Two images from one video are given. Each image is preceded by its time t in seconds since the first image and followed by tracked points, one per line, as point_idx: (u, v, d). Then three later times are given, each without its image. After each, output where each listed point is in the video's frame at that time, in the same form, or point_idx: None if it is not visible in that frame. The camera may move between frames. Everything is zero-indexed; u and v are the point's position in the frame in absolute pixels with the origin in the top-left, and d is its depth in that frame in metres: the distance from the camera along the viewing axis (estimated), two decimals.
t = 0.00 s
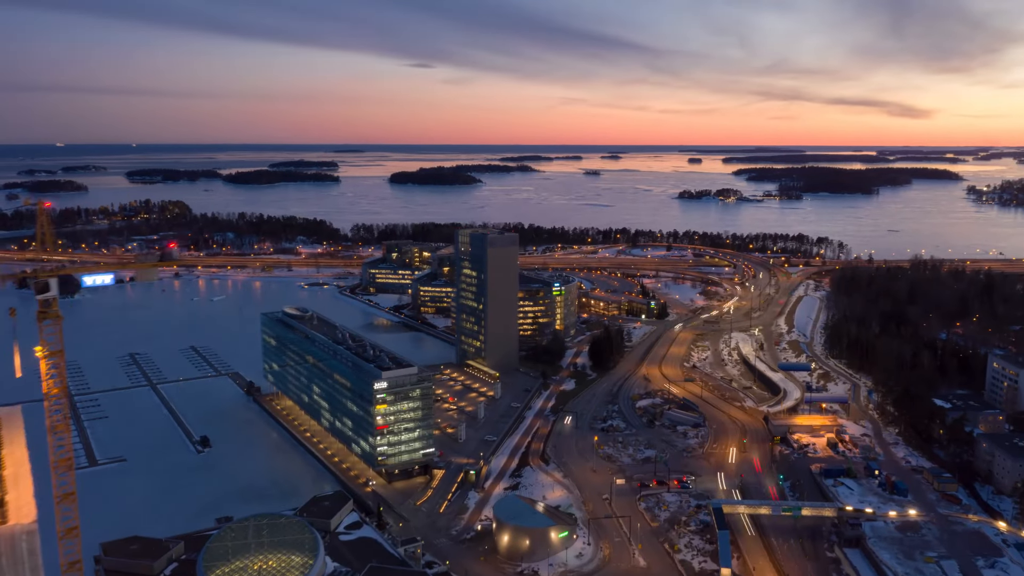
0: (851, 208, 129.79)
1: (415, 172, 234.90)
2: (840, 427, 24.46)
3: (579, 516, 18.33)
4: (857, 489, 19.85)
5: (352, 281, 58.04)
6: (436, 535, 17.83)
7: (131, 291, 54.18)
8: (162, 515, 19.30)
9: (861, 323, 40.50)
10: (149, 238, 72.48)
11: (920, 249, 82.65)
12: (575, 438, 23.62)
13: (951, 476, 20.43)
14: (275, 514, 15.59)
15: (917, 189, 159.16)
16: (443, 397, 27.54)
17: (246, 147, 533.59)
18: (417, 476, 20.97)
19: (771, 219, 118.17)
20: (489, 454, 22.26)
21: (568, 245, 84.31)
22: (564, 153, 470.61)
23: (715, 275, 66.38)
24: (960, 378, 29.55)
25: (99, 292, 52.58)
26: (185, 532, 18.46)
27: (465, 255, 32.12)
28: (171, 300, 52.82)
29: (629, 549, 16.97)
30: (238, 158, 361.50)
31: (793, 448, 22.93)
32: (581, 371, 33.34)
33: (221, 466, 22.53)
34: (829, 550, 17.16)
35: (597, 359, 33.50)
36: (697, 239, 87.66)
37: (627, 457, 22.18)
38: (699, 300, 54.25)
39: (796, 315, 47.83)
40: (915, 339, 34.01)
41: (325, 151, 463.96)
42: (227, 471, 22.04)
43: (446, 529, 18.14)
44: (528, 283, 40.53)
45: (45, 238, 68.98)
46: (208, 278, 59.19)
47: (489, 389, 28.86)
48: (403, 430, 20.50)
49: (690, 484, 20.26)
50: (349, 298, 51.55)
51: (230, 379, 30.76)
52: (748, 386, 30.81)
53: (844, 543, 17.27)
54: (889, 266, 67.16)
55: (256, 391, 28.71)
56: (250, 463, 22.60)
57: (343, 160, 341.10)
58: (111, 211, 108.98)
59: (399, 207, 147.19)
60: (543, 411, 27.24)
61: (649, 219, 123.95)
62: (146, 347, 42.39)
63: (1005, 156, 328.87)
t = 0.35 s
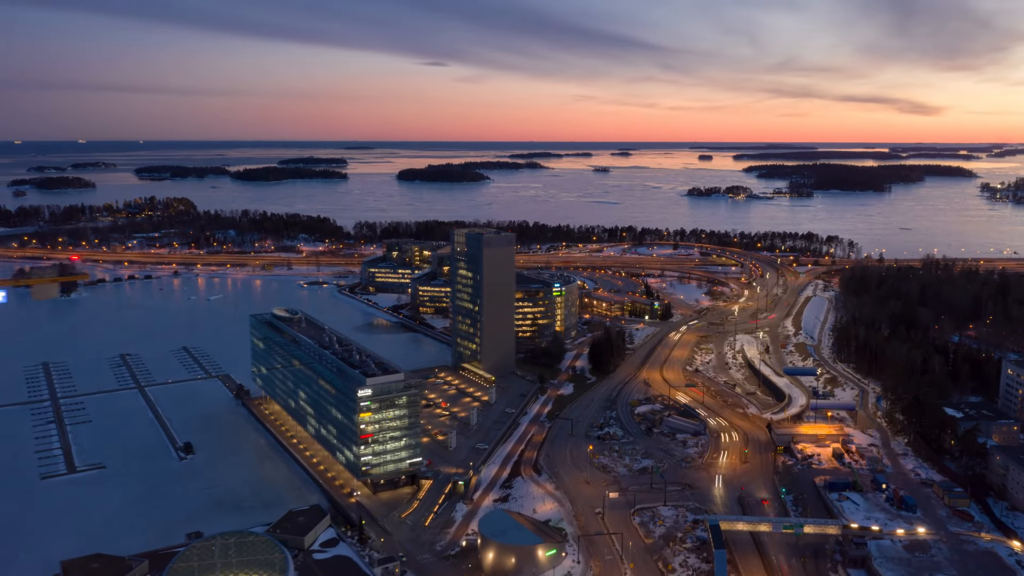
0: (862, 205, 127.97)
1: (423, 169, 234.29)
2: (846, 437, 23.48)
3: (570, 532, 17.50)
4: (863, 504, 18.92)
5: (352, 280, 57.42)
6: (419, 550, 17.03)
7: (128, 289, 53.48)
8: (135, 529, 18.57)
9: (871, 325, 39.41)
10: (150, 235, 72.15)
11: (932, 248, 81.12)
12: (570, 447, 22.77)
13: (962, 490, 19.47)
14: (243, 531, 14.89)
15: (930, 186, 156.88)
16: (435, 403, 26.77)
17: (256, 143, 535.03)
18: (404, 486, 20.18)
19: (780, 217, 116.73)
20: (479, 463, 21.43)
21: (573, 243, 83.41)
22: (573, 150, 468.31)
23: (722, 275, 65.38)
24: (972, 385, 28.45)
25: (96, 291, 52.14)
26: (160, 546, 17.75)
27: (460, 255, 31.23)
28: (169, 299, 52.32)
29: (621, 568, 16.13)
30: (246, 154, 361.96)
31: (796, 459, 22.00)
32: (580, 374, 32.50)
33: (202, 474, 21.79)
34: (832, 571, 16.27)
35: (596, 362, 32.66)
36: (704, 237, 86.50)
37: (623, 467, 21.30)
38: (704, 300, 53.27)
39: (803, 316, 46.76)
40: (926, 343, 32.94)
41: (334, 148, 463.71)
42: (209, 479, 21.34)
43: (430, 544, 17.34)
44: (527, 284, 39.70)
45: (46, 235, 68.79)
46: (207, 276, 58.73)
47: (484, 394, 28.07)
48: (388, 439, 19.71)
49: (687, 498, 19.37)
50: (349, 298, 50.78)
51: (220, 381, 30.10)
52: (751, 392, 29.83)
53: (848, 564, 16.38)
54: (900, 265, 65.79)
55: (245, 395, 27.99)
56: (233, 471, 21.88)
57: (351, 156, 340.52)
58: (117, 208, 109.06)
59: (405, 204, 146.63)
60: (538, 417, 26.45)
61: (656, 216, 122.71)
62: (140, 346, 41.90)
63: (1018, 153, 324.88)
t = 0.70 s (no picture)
0: (873, 203, 126.31)
1: (430, 167, 233.79)
2: (852, 446, 22.62)
3: (560, 547, 16.80)
4: (867, 519, 18.14)
5: (353, 279, 56.84)
6: (402, 565, 16.36)
7: (127, 287, 53.14)
8: (110, 542, 17.99)
9: (880, 328, 38.46)
10: (152, 233, 71.88)
11: (944, 247, 79.75)
12: (564, 455, 22.04)
13: (973, 504, 18.63)
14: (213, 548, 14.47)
15: (942, 184, 154.85)
16: (428, 407, 26.10)
17: (264, 140, 535.84)
18: (390, 496, 19.52)
19: (789, 215, 115.36)
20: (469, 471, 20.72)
21: (578, 242, 82.58)
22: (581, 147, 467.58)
23: (728, 274, 64.35)
24: (984, 390, 27.51)
25: (95, 289, 51.74)
26: (134, 560, 17.12)
27: (455, 255, 30.46)
28: (167, 298, 51.74)
29: None
30: (255, 151, 362.39)
31: (799, 469, 21.18)
32: (579, 377, 31.76)
33: (185, 481, 21.20)
34: None
35: (596, 365, 31.91)
36: (711, 236, 85.44)
37: (619, 477, 20.55)
38: (709, 301, 52.32)
39: (811, 317, 45.80)
40: (936, 346, 31.98)
41: (342, 146, 464.18)
42: (191, 487, 20.73)
43: (414, 559, 16.67)
44: (527, 284, 38.97)
45: (48, 233, 68.63)
46: (206, 275, 58.23)
47: (478, 399, 27.40)
48: (374, 448, 19.02)
49: (683, 511, 18.61)
50: (349, 298, 50.09)
51: (211, 384, 29.55)
52: (755, 397, 29.00)
53: None
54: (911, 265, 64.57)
55: (235, 398, 27.43)
56: (217, 478, 21.25)
57: (359, 154, 340.58)
58: (123, 206, 109.11)
59: (411, 201, 146.16)
60: (534, 422, 25.74)
61: (663, 214, 121.71)
62: (136, 345, 41.39)
63: None
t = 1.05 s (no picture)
0: (884, 201, 124.60)
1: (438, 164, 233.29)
2: (858, 456, 21.75)
3: (549, 563, 16.11)
4: (873, 535, 17.35)
5: (353, 278, 56.29)
6: None
7: (125, 285, 52.75)
8: (83, 553, 17.41)
9: (889, 330, 37.51)
10: (154, 231, 71.60)
11: (957, 246, 78.31)
12: (558, 465, 21.30)
13: (984, 520, 17.78)
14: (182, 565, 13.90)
15: (955, 182, 152.71)
16: (421, 413, 25.42)
17: (273, 137, 537.78)
18: (376, 506, 18.87)
19: (798, 213, 113.97)
20: (458, 481, 20.00)
21: (583, 241, 81.69)
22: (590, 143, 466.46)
23: (734, 274, 63.27)
24: (997, 398, 26.59)
25: (92, 287, 51.31)
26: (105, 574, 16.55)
27: (451, 254, 29.71)
28: (166, 296, 51.19)
29: None
30: (264, 147, 362.59)
31: (802, 481, 20.37)
32: (578, 381, 31.01)
33: (166, 488, 20.62)
34: None
35: (595, 369, 31.14)
36: (719, 234, 84.33)
37: (614, 488, 19.79)
38: (714, 301, 51.33)
39: (818, 319, 44.82)
40: (946, 351, 31.05)
41: (354, 142, 464.72)
42: (173, 495, 20.15)
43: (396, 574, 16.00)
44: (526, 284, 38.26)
45: (49, 230, 68.46)
46: (206, 273, 57.72)
47: (473, 403, 26.69)
48: (359, 457, 18.33)
49: (680, 525, 17.85)
50: (348, 297, 49.49)
51: (202, 386, 28.97)
52: (759, 403, 28.11)
53: None
54: (922, 264, 63.32)
55: (225, 401, 26.83)
56: (199, 486, 20.66)
57: (368, 150, 340.28)
58: (129, 203, 109.11)
59: (417, 199, 145.58)
60: (529, 428, 25.02)
61: (670, 212, 120.53)
62: (131, 343, 40.93)
63: None
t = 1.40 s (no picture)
0: (898, 199, 122.67)
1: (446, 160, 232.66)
2: (864, 468, 20.81)
3: None
4: (878, 555, 16.47)
5: (353, 276, 55.67)
6: None
7: (124, 283, 52.35)
8: (53, 567, 16.78)
9: (900, 334, 36.44)
10: (157, 229, 71.29)
11: (972, 245, 76.78)
12: (550, 476, 20.50)
13: (997, 539, 16.82)
14: None
15: (970, 179, 150.33)
16: (411, 419, 24.67)
17: (282, 133, 538.87)
18: (358, 519, 18.12)
19: (809, 211, 112.41)
20: (445, 492, 19.23)
21: (590, 239, 80.74)
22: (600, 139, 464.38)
23: (742, 273, 62.19)
24: (1011, 406, 25.54)
25: (89, 285, 50.89)
26: None
27: (445, 254, 28.91)
28: (164, 294, 50.72)
29: None
30: (274, 144, 363.26)
31: (805, 495, 19.46)
32: (576, 385, 30.15)
33: (145, 497, 19.97)
34: None
35: (594, 372, 30.25)
36: (727, 232, 83.12)
37: (607, 501, 18.94)
38: (720, 302, 50.28)
39: (827, 320, 43.74)
40: (958, 357, 30.00)
41: (363, 139, 465.02)
42: (151, 504, 19.53)
43: None
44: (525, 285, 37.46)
45: (52, 227, 68.26)
46: (206, 271, 57.22)
47: (466, 408, 25.92)
48: (339, 468, 17.59)
49: (674, 542, 17.01)
50: (348, 297, 48.91)
51: (191, 388, 28.35)
52: (763, 410, 27.20)
53: None
54: (936, 264, 61.95)
55: (213, 405, 26.20)
56: (178, 494, 20.01)
57: (377, 147, 340.21)
58: (135, 200, 109.13)
59: (424, 195, 144.93)
60: (523, 435, 24.23)
61: (679, 209, 119.25)
62: (126, 342, 40.45)
63: None
